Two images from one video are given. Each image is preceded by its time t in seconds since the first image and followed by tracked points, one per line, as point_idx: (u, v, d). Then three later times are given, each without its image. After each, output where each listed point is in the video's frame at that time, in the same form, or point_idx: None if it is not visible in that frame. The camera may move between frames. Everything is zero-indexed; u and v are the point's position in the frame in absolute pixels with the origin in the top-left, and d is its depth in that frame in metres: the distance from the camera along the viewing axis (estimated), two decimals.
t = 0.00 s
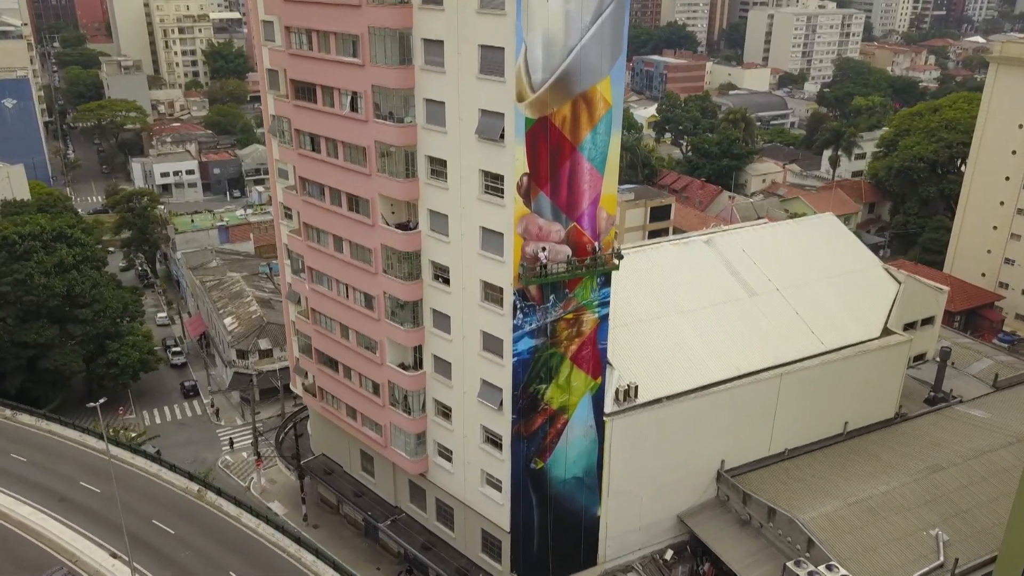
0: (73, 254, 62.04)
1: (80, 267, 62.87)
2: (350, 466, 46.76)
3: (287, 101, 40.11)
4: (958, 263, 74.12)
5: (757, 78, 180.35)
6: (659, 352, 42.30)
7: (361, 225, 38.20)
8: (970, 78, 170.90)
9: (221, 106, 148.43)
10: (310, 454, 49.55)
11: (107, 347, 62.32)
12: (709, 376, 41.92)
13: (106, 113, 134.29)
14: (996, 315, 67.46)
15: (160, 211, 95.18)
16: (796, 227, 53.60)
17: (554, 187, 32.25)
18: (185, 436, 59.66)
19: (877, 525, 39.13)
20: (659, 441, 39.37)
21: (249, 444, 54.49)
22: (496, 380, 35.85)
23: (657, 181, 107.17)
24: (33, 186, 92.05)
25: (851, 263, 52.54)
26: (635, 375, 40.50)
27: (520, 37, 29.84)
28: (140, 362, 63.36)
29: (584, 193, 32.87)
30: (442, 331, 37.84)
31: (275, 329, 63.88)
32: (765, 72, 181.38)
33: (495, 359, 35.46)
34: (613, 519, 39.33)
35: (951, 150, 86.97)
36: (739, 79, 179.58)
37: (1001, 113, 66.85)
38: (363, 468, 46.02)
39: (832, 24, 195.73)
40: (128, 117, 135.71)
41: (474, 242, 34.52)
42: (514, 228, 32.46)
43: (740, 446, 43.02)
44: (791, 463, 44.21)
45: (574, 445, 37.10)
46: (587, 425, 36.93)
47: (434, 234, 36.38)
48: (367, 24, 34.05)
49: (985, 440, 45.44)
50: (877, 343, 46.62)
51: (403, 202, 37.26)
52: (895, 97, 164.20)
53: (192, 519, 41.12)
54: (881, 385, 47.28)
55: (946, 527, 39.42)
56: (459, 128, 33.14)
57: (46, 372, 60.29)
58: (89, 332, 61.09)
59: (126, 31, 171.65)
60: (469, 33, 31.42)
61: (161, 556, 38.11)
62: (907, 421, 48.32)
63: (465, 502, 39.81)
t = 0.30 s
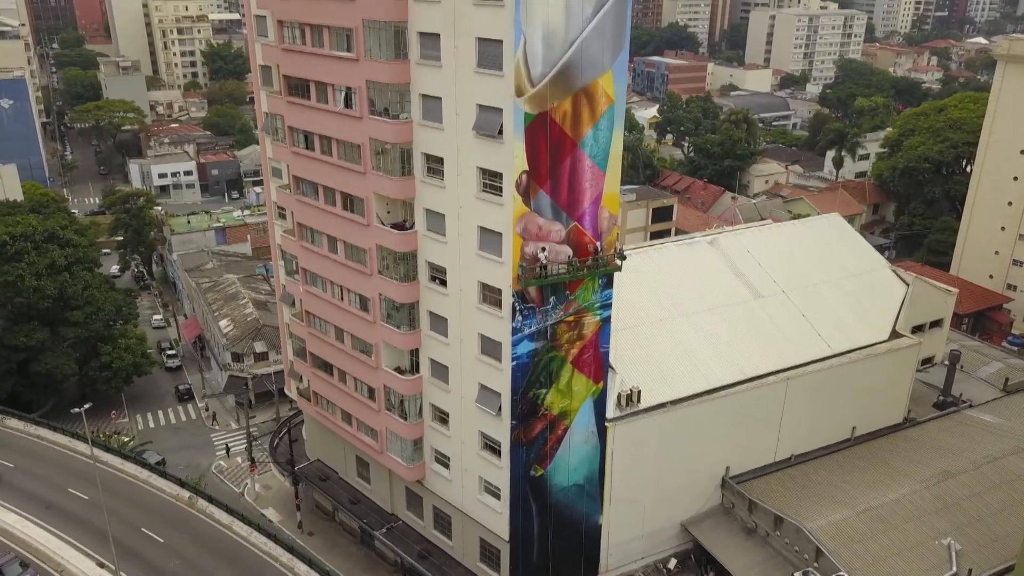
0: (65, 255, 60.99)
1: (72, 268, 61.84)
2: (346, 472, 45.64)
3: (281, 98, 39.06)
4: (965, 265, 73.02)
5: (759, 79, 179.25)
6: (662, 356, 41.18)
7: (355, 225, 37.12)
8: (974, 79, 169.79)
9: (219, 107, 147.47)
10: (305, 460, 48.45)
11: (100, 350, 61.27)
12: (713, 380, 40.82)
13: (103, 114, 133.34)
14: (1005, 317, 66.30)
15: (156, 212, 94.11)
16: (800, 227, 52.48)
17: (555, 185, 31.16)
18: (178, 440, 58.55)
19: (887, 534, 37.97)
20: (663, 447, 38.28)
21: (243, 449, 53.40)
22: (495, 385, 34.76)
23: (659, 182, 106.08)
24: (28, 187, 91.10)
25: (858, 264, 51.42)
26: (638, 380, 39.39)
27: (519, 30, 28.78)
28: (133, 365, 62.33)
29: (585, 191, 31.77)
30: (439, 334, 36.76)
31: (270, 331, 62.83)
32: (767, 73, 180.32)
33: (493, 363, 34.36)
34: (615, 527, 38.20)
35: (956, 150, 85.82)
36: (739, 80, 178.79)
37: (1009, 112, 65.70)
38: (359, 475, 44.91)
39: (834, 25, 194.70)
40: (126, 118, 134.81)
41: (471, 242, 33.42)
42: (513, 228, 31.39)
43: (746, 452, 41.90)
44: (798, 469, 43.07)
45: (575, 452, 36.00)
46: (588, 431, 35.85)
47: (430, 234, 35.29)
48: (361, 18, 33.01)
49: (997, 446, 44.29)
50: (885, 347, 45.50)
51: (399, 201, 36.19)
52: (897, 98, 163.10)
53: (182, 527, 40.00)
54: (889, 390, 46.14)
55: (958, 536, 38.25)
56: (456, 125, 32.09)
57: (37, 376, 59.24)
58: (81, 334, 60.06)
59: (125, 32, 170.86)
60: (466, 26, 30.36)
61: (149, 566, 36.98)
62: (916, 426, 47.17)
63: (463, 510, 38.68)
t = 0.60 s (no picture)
0: (56, 256, 59.87)
1: (63, 270, 60.78)
2: (341, 479, 44.50)
3: (273, 95, 37.96)
4: (973, 266, 71.91)
5: (760, 80, 178.21)
6: (665, 360, 40.06)
7: (349, 225, 35.99)
8: (976, 80, 168.72)
9: (218, 108, 146.52)
10: (299, 466, 47.33)
11: (91, 353, 60.20)
12: (718, 385, 39.68)
13: (101, 114, 132.39)
14: (1014, 320, 64.98)
15: (152, 213, 92.94)
16: (806, 228, 51.35)
17: (555, 183, 30.02)
18: (171, 445, 57.44)
19: (898, 544, 36.77)
20: (666, 454, 37.16)
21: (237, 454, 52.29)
22: (493, 391, 33.65)
23: (660, 183, 104.92)
24: (23, 188, 90.14)
25: (866, 266, 50.26)
26: (641, 385, 38.26)
27: (518, 22, 27.68)
28: (126, 368, 61.29)
29: (586, 190, 30.59)
30: (436, 338, 35.64)
31: (265, 334, 61.83)
32: (769, 73, 179.27)
33: (492, 368, 33.23)
34: (617, 537, 37.06)
35: (962, 151, 84.65)
36: (742, 81, 176.55)
37: (1017, 112, 64.52)
38: (354, 482, 43.76)
39: (836, 26, 193.61)
40: (124, 119, 133.87)
41: (469, 243, 32.30)
42: (512, 228, 30.27)
43: (751, 459, 40.76)
44: (805, 477, 41.94)
45: (576, 460, 34.86)
46: (590, 438, 34.72)
47: (426, 234, 34.17)
48: (354, 11, 31.91)
49: (1009, 453, 43.13)
50: (894, 351, 44.32)
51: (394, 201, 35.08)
52: (900, 99, 162.04)
53: (171, 536, 38.88)
54: (898, 395, 44.97)
55: (971, 546, 37.07)
56: (453, 122, 31.00)
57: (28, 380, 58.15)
58: (72, 337, 58.95)
59: (124, 33, 170.21)
60: (463, 19, 29.27)
61: None
62: (925, 432, 46.03)
63: (460, 519, 37.53)
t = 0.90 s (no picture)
0: (46, 258, 58.78)
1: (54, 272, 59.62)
2: (335, 488, 43.32)
3: (265, 93, 36.84)
4: (981, 269, 70.72)
5: (762, 81, 177.12)
6: (669, 366, 38.91)
7: (343, 227, 34.87)
8: (979, 82, 167.51)
9: (216, 109, 145.45)
10: (293, 474, 46.16)
11: (83, 357, 59.09)
12: (723, 393, 38.54)
13: (98, 116, 131.23)
14: None
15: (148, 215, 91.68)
16: (812, 229, 50.17)
17: (555, 183, 28.89)
18: (164, 452, 56.26)
19: (910, 556, 35.59)
20: (670, 463, 36.03)
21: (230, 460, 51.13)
22: (490, 398, 32.50)
23: (662, 184, 103.68)
24: (17, 189, 89.04)
25: (873, 268, 49.10)
26: (644, 392, 37.10)
27: (516, 15, 26.55)
28: (119, 372, 60.34)
29: (588, 190, 29.49)
30: (432, 344, 34.48)
31: (260, 338, 60.68)
32: (770, 75, 178.11)
33: (490, 375, 32.06)
34: (620, 549, 35.88)
35: (967, 152, 83.46)
36: (743, 81, 176.99)
37: None
38: (349, 490, 42.59)
39: (838, 27, 192.47)
40: (122, 120, 132.80)
41: (466, 246, 31.16)
42: (510, 230, 29.11)
43: (758, 467, 39.60)
44: (812, 486, 40.76)
45: (577, 470, 33.71)
46: (591, 447, 33.56)
47: (422, 237, 33.03)
48: (347, 5, 30.80)
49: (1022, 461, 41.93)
50: (904, 356, 43.16)
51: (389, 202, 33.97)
52: (903, 101, 160.86)
53: (160, 548, 37.70)
54: (908, 401, 43.77)
55: (985, 559, 35.87)
56: (449, 119, 29.85)
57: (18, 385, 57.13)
58: (63, 341, 57.95)
59: (122, 34, 169.07)
60: (460, 12, 28.13)
61: None
62: (936, 439, 44.83)
63: (458, 530, 36.35)
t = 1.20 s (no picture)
0: (37, 261, 57.69)
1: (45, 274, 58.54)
2: (330, 497, 42.11)
3: (256, 90, 35.68)
4: (989, 271, 69.44)
5: (764, 83, 175.93)
6: (673, 372, 37.72)
7: (336, 229, 33.71)
8: (983, 83, 166.24)
9: (215, 110, 144.36)
10: (287, 482, 44.94)
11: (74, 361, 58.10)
12: (729, 400, 37.35)
13: (95, 117, 129.99)
14: None
15: (144, 217, 90.51)
16: (818, 231, 48.98)
17: (556, 184, 27.72)
18: (156, 458, 55.03)
19: (923, 570, 34.38)
20: (675, 473, 34.83)
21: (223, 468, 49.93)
22: (488, 407, 31.29)
23: (664, 186, 102.38)
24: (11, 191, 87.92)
25: (882, 272, 47.90)
26: (647, 400, 35.89)
27: (514, 8, 25.38)
28: (111, 378, 59.32)
29: (589, 190, 28.36)
30: (428, 350, 33.29)
31: (255, 342, 59.49)
32: (772, 76, 176.86)
33: (487, 383, 30.85)
34: (623, 562, 34.67)
35: (974, 153, 82.18)
36: (744, 83, 176.10)
37: None
38: (343, 500, 41.37)
39: (841, 28, 191.27)
40: (119, 121, 131.49)
41: (463, 248, 29.96)
42: (509, 232, 27.90)
43: (765, 477, 38.39)
44: (821, 496, 39.55)
45: (578, 481, 32.55)
46: (593, 457, 32.39)
47: (417, 239, 31.84)
48: None
49: None
50: (915, 362, 41.95)
51: (384, 203, 32.83)
52: (906, 102, 159.60)
53: (148, 561, 36.50)
54: (919, 408, 42.54)
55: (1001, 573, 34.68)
56: (445, 117, 28.65)
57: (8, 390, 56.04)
58: (53, 345, 57.00)
59: (120, 35, 167.92)
60: (456, 6, 26.96)
61: None
62: (947, 447, 43.58)
63: (455, 542, 35.13)
